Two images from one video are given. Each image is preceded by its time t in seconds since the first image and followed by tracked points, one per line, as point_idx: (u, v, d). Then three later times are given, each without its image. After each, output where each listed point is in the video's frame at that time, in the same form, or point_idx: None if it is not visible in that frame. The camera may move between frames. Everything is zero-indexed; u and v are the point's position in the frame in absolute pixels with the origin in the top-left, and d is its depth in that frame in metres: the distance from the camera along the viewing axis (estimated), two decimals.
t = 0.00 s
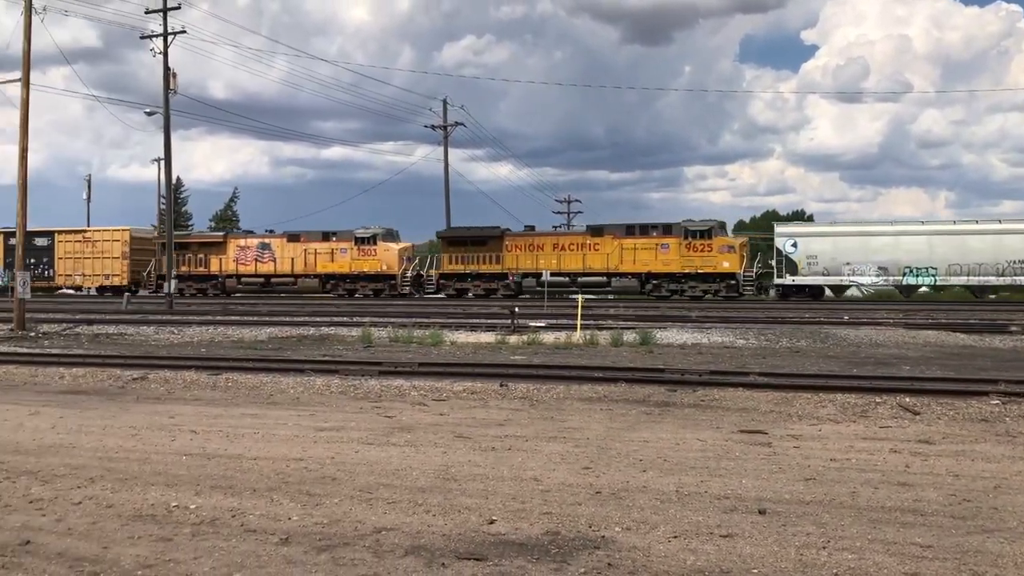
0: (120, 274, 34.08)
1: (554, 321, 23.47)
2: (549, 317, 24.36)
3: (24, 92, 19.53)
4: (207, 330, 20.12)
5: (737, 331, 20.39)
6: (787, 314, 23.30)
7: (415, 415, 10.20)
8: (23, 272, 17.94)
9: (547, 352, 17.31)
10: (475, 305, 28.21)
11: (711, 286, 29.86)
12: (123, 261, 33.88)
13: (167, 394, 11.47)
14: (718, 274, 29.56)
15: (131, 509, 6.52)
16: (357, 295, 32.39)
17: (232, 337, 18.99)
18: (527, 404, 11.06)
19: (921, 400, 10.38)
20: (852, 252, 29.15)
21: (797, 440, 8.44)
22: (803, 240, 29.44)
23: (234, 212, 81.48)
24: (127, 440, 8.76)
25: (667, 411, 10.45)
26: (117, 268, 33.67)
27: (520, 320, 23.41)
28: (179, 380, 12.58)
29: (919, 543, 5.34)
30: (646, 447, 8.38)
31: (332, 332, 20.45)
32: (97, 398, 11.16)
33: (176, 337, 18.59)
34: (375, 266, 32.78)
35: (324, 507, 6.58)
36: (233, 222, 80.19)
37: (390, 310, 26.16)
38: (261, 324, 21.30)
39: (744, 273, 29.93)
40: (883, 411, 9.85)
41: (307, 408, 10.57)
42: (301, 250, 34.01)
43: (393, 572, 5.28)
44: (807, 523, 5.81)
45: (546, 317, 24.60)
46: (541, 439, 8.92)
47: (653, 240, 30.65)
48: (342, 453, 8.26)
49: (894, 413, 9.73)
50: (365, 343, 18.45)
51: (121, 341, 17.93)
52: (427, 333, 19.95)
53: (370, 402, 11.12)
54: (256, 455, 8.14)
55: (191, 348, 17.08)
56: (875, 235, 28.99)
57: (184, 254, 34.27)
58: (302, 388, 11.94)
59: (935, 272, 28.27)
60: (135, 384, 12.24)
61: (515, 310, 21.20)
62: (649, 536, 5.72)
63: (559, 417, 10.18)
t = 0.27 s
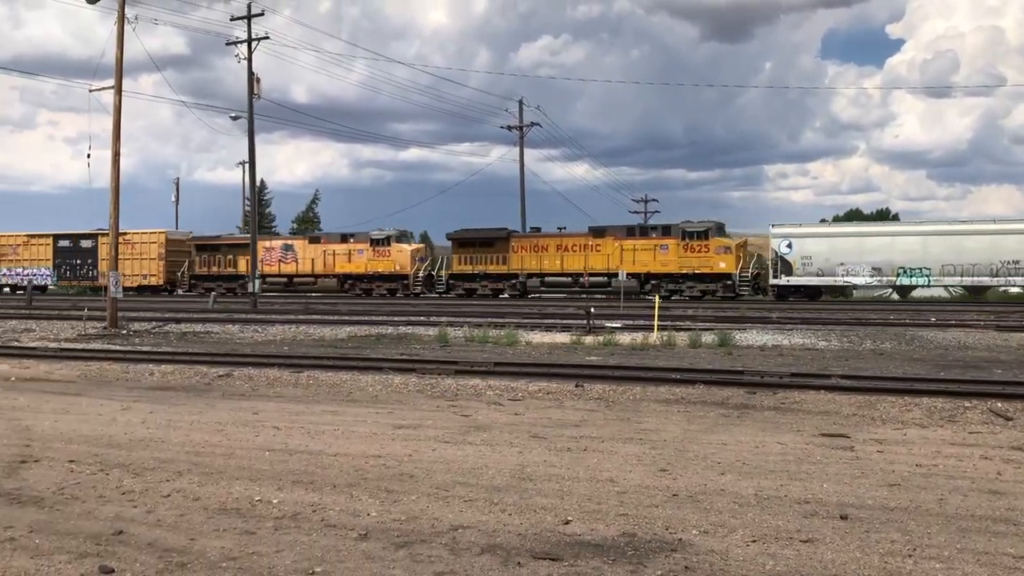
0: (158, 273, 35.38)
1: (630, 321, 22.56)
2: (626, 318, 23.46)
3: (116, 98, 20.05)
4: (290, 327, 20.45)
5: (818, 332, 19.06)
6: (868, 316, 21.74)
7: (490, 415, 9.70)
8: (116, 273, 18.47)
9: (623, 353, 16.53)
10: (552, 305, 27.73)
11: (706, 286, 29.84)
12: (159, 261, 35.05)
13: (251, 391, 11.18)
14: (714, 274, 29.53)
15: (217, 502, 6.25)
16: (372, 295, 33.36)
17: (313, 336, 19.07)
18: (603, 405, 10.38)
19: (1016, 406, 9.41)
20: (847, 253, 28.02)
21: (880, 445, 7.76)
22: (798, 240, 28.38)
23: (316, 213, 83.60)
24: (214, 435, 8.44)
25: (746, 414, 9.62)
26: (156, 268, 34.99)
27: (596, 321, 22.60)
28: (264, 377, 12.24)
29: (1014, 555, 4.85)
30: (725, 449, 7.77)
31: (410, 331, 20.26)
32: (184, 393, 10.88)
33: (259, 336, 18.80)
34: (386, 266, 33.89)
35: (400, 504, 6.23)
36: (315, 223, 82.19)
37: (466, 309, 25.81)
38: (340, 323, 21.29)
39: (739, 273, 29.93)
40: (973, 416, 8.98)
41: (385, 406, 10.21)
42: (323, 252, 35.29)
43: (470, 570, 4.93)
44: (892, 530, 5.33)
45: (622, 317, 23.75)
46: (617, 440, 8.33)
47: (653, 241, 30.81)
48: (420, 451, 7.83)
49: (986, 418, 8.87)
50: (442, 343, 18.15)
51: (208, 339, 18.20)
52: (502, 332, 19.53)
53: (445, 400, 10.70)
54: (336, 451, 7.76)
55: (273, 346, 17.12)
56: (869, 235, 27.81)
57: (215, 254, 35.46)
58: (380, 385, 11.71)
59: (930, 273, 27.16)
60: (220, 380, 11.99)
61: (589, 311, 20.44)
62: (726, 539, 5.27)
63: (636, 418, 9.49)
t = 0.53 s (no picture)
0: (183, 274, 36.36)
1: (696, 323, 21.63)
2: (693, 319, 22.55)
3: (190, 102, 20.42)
4: (357, 327, 20.50)
5: (891, 333, 17.87)
6: (942, 317, 20.47)
7: (554, 415, 9.27)
8: (191, 273, 18.82)
9: (688, 354, 15.82)
10: (617, 305, 27.29)
11: (693, 287, 29.60)
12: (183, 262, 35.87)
13: (320, 389, 10.99)
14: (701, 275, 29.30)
15: (286, 498, 6.03)
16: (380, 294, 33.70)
17: (380, 335, 19.01)
18: (669, 407, 9.82)
19: None
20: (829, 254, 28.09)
21: (954, 450, 7.15)
22: (782, 241, 28.55)
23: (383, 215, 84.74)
24: (284, 432, 8.17)
25: (815, 417, 8.95)
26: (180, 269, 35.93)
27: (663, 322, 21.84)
28: (332, 376, 12.11)
29: None
30: (793, 452, 7.23)
31: (474, 331, 20.01)
32: (255, 391, 10.72)
33: (328, 335, 18.89)
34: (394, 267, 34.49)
35: (466, 502, 5.94)
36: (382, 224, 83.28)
37: (531, 310, 25.42)
38: (407, 322, 21.19)
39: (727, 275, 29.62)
40: None
41: (450, 405, 9.91)
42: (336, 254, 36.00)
43: (536, 571, 4.68)
44: (969, 539, 4.94)
45: (690, 318, 22.95)
46: (683, 441, 7.82)
47: (643, 243, 30.59)
48: (485, 450, 7.48)
49: None
50: (506, 343, 17.83)
51: (278, 338, 18.38)
52: (566, 333, 19.10)
53: (510, 400, 10.34)
54: (401, 449, 7.46)
55: (340, 345, 17.09)
56: (851, 237, 27.78)
57: (236, 256, 36.27)
58: (445, 384, 11.43)
59: (910, 273, 27.03)
60: (289, 378, 11.90)
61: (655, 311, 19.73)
62: (793, 544, 4.92)
63: (702, 420, 8.93)
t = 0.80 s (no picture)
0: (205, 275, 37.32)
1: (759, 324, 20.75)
2: (756, 320, 21.66)
3: (255, 106, 20.71)
4: (416, 327, 20.44)
5: (962, 335, 16.78)
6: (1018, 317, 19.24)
7: (611, 417, 8.87)
8: (256, 273, 19.13)
9: (750, 356, 15.13)
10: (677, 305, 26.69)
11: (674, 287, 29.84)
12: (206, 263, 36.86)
13: (380, 388, 10.87)
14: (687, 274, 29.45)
15: (348, 495, 5.79)
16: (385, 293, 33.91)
17: (438, 335, 18.86)
18: (732, 410, 9.30)
19: None
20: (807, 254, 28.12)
21: None
22: (762, 242, 28.60)
23: (442, 215, 85.29)
24: (346, 429, 7.90)
25: (881, 421, 8.34)
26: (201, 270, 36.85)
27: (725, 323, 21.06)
28: (392, 374, 12.02)
29: None
30: (859, 456, 6.74)
31: (532, 331, 19.73)
32: (317, 389, 10.58)
33: (387, 335, 18.89)
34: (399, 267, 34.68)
35: (524, 502, 5.66)
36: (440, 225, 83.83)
37: (591, 310, 24.94)
38: (467, 322, 21.03)
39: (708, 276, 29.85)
40: None
41: (508, 405, 9.63)
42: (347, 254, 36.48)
43: (594, 572, 4.41)
44: None
45: (754, 318, 22.11)
46: (744, 444, 7.37)
47: (632, 244, 30.69)
48: (542, 451, 7.16)
49: None
50: (564, 343, 17.47)
51: (339, 337, 18.49)
52: (624, 333, 18.63)
53: (569, 401, 10.00)
54: (460, 449, 7.19)
55: (400, 345, 17.02)
56: (828, 238, 27.78)
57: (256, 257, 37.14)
58: (503, 384, 11.17)
59: (887, 274, 26.95)
60: (350, 377, 11.83)
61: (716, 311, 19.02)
62: (859, 549, 4.59)
63: (765, 423, 8.40)
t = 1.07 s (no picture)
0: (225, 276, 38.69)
1: (817, 324, 19.94)
2: (814, 321, 20.79)
3: (312, 108, 20.90)
4: (470, 326, 20.37)
5: None
6: None
7: (667, 418, 8.52)
8: (313, 273, 19.35)
9: (809, 357, 14.50)
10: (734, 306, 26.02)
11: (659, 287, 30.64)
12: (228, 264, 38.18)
13: (433, 387, 10.76)
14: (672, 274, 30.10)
15: (403, 493, 5.58)
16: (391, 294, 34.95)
17: (492, 335, 18.74)
18: (790, 412, 8.83)
19: None
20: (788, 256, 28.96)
21: None
22: (743, 242, 29.41)
23: (496, 215, 85.42)
24: (400, 428, 7.73)
25: (945, 425, 7.86)
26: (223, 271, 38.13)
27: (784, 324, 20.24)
28: (444, 373, 11.92)
29: None
30: (920, 460, 6.34)
31: (586, 331, 19.41)
32: (371, 388, 10.52)
33: (443, 334, 18.86)
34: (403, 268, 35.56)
35: (578, 503, 5.41)
36: (494, 226, 83.99)
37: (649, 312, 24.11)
38: (521, 322, 20.83)
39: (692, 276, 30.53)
40: None
41: (562, 405, 9.37)
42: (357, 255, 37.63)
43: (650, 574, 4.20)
44: None
45: (813, 319, 21.20)
46: (801, 447, 6.99)
47: (620, 245, 31.57)
48: (597, 451, 6.89)
49: None
50: (619, 344, 17.11)
51: (393, 336, 18.55)
52: (680, 334, 18.16)
53: (624, 402, 9.68)
54: (513, 448, 6.96)
55: (454, 344, 16.93)
56: (805, 238, 28.65)
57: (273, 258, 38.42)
58: (556, 384, 10.91)
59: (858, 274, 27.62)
60: (405, 375, 11.77)
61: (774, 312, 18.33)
62: (919, 555, 4.33)
63: (823, 425, 7.98)
